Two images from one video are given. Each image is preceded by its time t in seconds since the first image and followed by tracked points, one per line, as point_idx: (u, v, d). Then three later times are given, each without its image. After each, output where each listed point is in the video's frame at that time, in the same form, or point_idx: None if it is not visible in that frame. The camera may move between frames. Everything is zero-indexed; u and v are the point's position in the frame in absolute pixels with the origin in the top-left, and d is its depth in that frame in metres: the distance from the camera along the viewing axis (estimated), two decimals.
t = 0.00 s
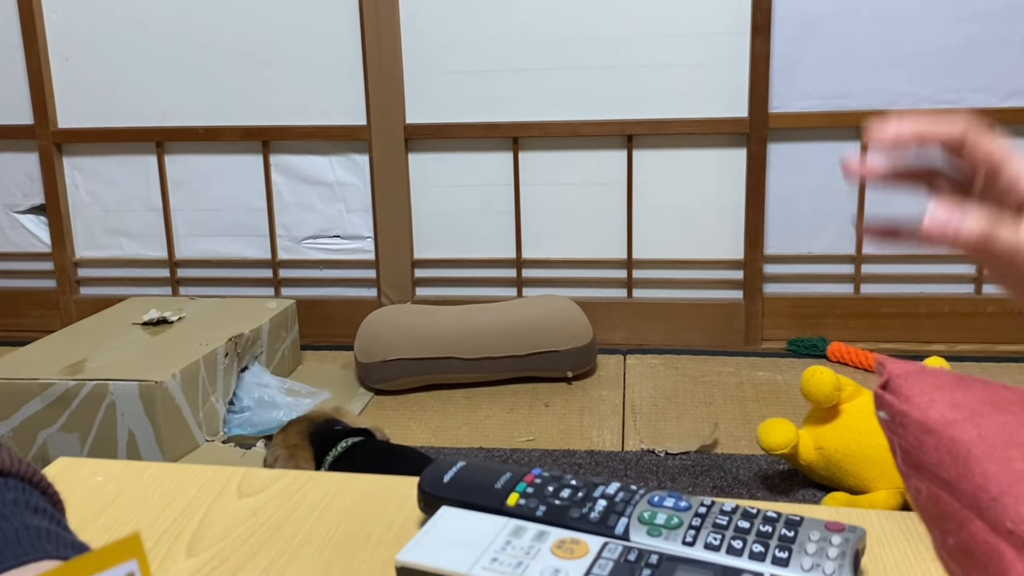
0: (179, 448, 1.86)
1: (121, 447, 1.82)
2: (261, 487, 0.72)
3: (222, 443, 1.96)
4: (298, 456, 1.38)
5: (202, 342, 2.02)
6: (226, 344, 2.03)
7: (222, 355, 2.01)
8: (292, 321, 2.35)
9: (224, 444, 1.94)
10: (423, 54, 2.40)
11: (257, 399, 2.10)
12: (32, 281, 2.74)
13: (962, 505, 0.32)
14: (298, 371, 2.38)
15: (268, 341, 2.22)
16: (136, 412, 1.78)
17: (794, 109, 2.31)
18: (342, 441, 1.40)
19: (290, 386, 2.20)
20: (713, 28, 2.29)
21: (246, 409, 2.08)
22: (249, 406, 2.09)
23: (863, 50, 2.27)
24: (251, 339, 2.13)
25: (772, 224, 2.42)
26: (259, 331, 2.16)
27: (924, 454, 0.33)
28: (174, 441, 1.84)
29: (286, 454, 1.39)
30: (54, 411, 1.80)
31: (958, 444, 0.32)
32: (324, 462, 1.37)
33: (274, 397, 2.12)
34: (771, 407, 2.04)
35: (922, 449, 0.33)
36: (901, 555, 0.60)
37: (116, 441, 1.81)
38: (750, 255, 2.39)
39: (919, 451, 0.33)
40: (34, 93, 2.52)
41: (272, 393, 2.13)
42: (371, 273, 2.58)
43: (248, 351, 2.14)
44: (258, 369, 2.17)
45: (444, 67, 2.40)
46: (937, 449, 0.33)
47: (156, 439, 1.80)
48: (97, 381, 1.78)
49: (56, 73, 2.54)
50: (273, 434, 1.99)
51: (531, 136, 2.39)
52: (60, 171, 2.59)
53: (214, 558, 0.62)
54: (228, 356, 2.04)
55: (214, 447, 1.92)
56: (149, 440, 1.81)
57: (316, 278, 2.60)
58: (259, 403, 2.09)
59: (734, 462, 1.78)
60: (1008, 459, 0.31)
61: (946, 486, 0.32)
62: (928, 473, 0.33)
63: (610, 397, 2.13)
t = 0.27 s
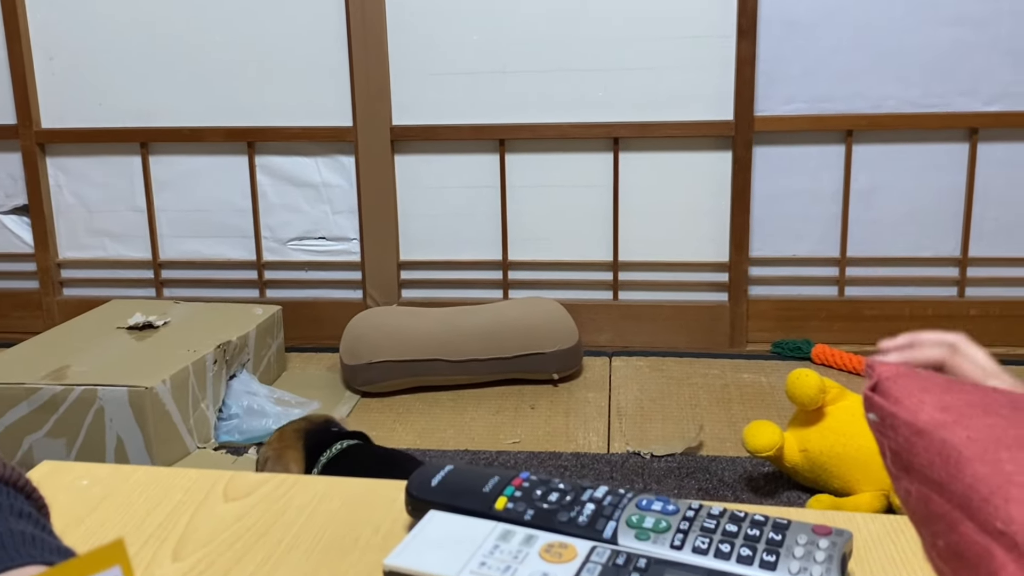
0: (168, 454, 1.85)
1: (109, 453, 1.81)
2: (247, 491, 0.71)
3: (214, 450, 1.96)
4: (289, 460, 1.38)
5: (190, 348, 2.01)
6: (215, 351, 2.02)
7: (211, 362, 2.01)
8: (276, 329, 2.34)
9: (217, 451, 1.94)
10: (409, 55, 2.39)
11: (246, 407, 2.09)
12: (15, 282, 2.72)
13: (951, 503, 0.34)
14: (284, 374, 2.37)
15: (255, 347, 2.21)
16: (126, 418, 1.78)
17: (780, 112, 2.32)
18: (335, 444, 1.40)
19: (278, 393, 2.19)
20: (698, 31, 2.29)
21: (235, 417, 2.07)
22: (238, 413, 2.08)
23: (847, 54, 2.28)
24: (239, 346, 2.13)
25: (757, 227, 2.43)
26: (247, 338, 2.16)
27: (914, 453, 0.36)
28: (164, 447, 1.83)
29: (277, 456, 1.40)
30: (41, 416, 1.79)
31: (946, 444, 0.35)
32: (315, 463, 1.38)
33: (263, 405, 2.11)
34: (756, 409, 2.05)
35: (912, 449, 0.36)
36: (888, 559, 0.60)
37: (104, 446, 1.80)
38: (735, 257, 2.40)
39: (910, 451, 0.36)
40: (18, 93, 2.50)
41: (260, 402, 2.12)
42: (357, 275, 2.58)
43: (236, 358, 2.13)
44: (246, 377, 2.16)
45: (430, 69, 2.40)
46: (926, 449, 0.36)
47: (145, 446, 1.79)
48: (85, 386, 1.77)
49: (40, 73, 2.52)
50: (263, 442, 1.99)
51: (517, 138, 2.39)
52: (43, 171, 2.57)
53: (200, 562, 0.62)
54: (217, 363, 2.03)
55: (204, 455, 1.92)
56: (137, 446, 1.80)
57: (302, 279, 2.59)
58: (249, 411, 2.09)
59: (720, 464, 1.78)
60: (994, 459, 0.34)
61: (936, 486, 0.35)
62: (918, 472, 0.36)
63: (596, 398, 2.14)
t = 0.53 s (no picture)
0: (158, 459, 1.84)
1: (98, 458, 1.80)
2: (247, 501, 0.72)
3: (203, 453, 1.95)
4: (279, 467, 1.37)
5: (179, 351, 2.01)
6: (203, 354, 2.02)
7: (200, 365, 2.00)
8: (266, 330, 2.34)
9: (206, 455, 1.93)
10: (399, 58, 2.39)
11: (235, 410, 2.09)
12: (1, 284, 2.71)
13: (959, 522, 0.33)
14: (273, 377, 2.37)
15: (244, 349, 2.21)
16: (115, 422, 1.77)
17: (768, 118, 2.33)
18: (328, 447, 1.39)
19: (267, 395, 2.19)
20: (688, 36, 2.31)
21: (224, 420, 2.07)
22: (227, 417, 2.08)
23: (835, 60, 2.30)
24: (227, 348, 2.12)
25: (745, 231, 2.44)
26: (236, 340, 2.15)
27: (918, 471, 0.34)
28: (153, 452, 1.82)
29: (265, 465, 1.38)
30: (30, 420, 1.79)
31: (952, 461, 0.34)
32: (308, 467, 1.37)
33: (252, 407, 2.11)
34: (743, 413, 2.06)
35: (915, 466, 0.35)
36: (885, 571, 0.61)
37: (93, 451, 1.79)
38: (723, 262, 2.41)
39: (914, 468, 0.35)
40: (5, 95, 2.49)
41: (250, 404, 2.12)
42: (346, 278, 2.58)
43: (225, 361, 2.12)
44: (234, 379, 2.16)
45: (421, 73, 2.40)
46: (931, 467, 0.34)
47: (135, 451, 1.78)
48: (74, 391, 1.76)
49: (27, 75, 2.51)
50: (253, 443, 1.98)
51: (507, 142, 2.39)
52: (30, 173, 2.56)
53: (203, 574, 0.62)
54: (205, 366, 2.03)
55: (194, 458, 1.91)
56: (127, 451, 1.79)
57: (290, 282, 2.59)
58: (238, 414, 2.08)
59: (709, 468, 1.80)
60: (1000, 478, 0.33)
61: (941, 504, 0.34)
62: (922, 490, 0.34)
63: (585, 402, 2.15)
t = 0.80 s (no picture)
0: (149, 468, 1.82)
1: (88, 467, 1.78)
2: (259, 526, 0.71)
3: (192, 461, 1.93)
4: (279, 478, 1.29)
5: (170, 358, 1.99)
6: (195, 360, 2.00)
7: (191, 372, 1.99)
8: (258, 336, 2.32)
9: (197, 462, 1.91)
10: (393, 63, 2.38)
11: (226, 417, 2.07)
12: None
13: (995, 561, 0.36)
14: (265, 384, 2.35)
15: (236, 356, 2.19)
16: (106, 431, 1.75)
17: (762, 125, 2.34)
18: (328, 458, 1.34)
19: (260, 402, 2.18)
20: (683, 43, 2.31)
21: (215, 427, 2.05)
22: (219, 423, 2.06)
23: (829, 68, 2.31)
24: (219, 354, 2.11)
25: (738, 238, 2.45)
26: (227, 346, 2.14)
27: (951, 507, 0.37)
28: (144, 461, 1.80)
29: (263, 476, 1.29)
30: (19, 428, 1.77)
31: (986, 500, 0.37)
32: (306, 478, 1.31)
33: (244, 414, 2.09)
34: (738, 420, 2.07)
35: (949, 503, 0.37)
36: None
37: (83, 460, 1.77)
38: (717, 268, 2.42)
39: (949, 508, 0.37)
40: None
41: (241, 410, 2.10)
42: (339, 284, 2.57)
43: (216, 367, 2.11)
44: (226, 385, 2.14)
45: (415, 78, 2.39)
46: (965, 504, 0.37)
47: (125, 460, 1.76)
48: (64, 399, 1.75)
49: (16, 78, 2.49)
50: (246, 452, 1.97)
51: (502, 148, 2.39)
52: (19, 177, 2.53)
53: None
54: (197, 372, 2.01)
55: (184, 466, 1.89)
56: (118, 459, 1.77)
57: (282, 288, 2.57)
58: (230, 420, 2.07)
59: (705, 477, 1.80)
60: None
61: (976, 542, 0.36)
62: (958, 527, 0.37)
63: (580, 410, 2.15)
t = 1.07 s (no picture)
0: (134, 465, 1.79)
1: (73, 464, 1.75)
2: (258, 528, 0.69)
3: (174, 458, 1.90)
4: (267, 482, 1.33)
5: (158, 353, 1.96)
6: (183, 355, 1.97)
7: (179, 367, 1.96)
8: (249, 332, 2.30)
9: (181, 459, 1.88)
10: (386, 57, 2.36)
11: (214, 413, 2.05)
12: None
13: None
14: (255, 380, 2.33)
15: (225, 351, 2.17)
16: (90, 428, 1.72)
17: (758, 121, 2.32)
18: (307, 454, 1.36)
19: (249, 398, 2.15)
20: (679, 38, 2.29)
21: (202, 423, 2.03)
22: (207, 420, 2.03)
23: (825, 63, 2.29)
24: (208, 349, 2.08)
25: (733, 235, 2.43)
26: (216, 341, 2.11)
27: (980, 512, 0.34)
28: (128, 458, 1.77)
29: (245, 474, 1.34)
30: (4, 424, 1.74)
31: (1016, 505, 0.34)
32: (287, 472, 1.34)
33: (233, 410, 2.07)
34: (733, 418, 2.06)
35: (978, 508, 0.34)
36: None
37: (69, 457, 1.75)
38: (711, 265, 2.40)
39: (979, 514, 0.34)
40: None
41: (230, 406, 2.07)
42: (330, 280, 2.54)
43: (205, 361, 2.08)
44: (215, 381, 2.11)
45: (408, 73, 2.37)
46: (995, 509, 0.34)
47: (111, 457, 1.73)
48: (50, 395, 1.72)
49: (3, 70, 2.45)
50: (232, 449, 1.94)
51: (496, 143, 2.37)
52: (6, 171, 2.50)
53: None
54: (185, 368, 1.99)
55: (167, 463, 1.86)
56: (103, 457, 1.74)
57: (273, 284, 2.55)
58: (218, 416, 2.04)
59: (701, 475, 1.78)
60: None
61: (1010, 550, 0.33)
62: (987, 534, 0.34)
63: (574, 407, 2.13)
